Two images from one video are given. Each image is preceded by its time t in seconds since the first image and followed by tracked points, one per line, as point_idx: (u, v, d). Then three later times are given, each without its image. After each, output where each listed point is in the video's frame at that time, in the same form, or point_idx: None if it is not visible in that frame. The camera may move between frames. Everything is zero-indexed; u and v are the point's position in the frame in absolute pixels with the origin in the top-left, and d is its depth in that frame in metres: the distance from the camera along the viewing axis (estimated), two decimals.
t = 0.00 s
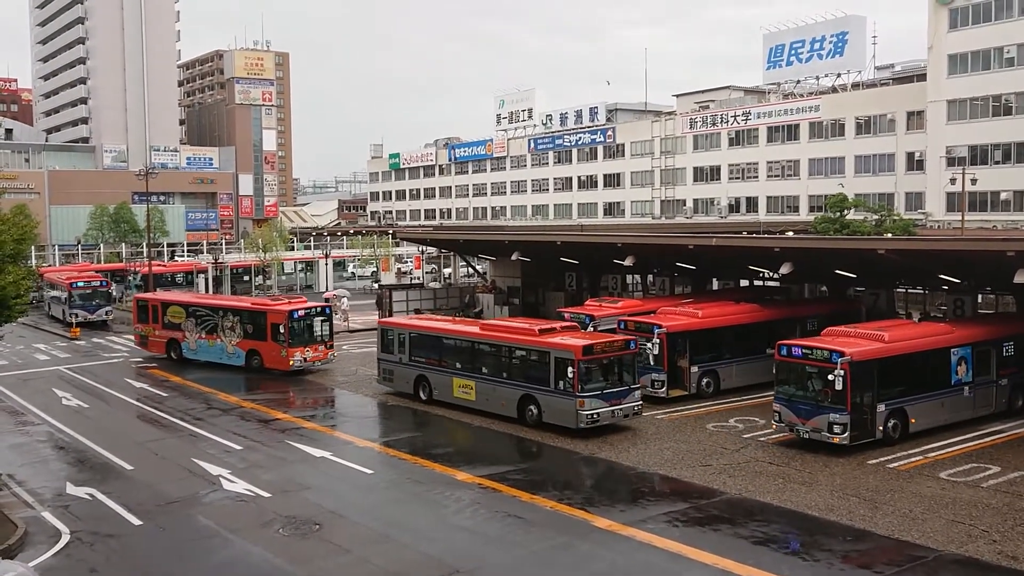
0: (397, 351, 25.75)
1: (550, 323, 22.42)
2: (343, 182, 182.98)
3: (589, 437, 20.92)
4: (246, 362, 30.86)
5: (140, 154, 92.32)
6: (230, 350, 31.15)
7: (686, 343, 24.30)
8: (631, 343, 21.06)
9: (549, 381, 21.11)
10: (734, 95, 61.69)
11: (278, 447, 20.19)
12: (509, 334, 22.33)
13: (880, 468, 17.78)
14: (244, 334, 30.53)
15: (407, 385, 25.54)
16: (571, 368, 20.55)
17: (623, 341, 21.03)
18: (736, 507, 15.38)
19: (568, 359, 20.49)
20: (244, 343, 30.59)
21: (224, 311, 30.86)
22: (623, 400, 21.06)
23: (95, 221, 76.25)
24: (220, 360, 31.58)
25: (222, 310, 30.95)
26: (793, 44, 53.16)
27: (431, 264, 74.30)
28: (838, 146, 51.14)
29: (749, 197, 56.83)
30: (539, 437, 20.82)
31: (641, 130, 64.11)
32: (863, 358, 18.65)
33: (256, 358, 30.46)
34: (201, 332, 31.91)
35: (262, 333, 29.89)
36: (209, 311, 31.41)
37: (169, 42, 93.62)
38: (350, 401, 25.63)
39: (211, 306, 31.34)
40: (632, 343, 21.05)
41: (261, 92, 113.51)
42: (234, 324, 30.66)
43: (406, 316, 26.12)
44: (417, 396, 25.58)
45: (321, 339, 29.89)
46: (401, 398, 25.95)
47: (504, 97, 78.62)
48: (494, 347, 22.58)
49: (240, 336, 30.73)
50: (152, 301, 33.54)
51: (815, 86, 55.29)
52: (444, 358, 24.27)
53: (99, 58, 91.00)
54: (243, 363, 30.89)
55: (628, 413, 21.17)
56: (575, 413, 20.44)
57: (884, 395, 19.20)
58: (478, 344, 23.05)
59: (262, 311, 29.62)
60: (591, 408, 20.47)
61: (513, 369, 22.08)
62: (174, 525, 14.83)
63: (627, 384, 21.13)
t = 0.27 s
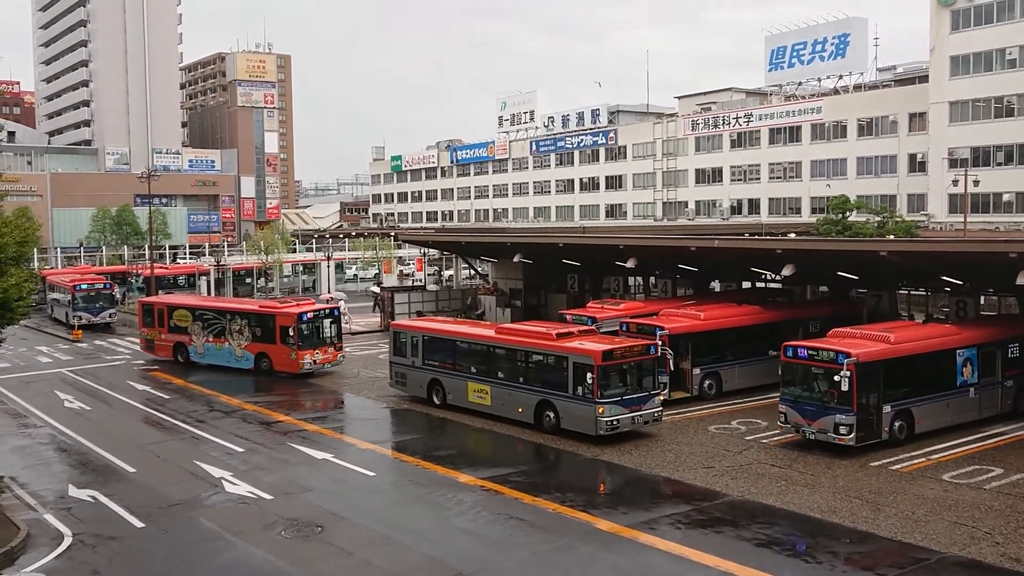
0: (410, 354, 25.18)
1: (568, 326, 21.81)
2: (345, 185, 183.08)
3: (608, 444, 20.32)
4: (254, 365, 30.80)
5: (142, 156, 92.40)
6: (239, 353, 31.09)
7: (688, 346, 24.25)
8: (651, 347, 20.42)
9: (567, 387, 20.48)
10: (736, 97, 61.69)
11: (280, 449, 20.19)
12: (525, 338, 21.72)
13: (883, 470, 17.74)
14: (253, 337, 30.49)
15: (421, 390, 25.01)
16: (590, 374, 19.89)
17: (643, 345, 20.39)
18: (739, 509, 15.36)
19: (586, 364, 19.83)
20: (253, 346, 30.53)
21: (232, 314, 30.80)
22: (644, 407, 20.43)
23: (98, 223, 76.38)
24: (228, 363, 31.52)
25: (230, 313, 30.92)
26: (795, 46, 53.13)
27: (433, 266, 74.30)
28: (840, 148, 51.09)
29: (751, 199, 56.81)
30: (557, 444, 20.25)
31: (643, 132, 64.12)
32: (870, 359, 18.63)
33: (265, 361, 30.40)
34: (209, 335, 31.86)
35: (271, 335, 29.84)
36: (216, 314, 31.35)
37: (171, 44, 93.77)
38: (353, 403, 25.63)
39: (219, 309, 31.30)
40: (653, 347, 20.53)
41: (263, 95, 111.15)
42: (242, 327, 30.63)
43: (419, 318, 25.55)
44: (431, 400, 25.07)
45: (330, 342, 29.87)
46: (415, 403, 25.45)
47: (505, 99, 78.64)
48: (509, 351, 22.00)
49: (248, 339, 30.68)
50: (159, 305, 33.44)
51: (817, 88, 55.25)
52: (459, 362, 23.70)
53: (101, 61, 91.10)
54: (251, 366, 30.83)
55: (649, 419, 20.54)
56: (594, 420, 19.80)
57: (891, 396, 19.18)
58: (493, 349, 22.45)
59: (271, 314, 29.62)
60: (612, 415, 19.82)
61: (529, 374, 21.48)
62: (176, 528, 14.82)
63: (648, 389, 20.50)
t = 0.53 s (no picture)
0: (422, 358, 24.88)
1: (584, 330, 21.44)
2: (345, 187, 183.12)
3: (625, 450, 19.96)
4: (262, 367, 30.78)
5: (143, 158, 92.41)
6: (246, 355, 31.09)
7: (689, 348, 24.27)
8: (671, 352, 20.06)
9: (584, 392, 20.12)
10: (737, 99, 61.71)
11: (281, 451, 20.19)
12: (541, 342, 21.35)
13: (884, 472, 17.72)
14: (260, 339, 30.47)
15: (434, 394, 24.69)
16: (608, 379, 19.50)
17: (663, 350, 20.01)
18: (740, 511, 15.35)
19: (605, 370, 19.46)
20: (260, 347, 30.51)
21: (240, 316, 30.78)
22: (662, 412, 20.07)
23: (99, 225, 76.43)
24: (235, 365, 31.51)
25: (237, 315, 30.91)
26: (796, 47, 53.14)
27: (434, 268, 74.29)
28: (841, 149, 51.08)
29: (752, 200, 56.81)
30: (573, 450, 19.89)
31: (644, 134, 64.13)
32: (874, 360, 18.64)
33: (273, 363, 30.38)
34: (215, 337, 31.82)
35: (279, 337, 29.84)
36: (224, 316, 31.31)
37: (172, 47, 93.86)
38: (354, 405, 25.64)
39: (226, 311, 31.26)
40: (671, 352, 20.02)
41: (264, 96, 111.02)
42: (249, 329, 30.62)
43: (431, 321, 25.25)
44: (443, 405, 24.73)
45: (339, 344, 29.92)
46: (427, 407, 25.13)
47: (506, 101, 78.71)
48: (525, 355, 21.64)
49: (256, 341, 30.67)
50: (165, 307, 33.38)
51: (817, 90, 55.27)
52: (473, 366, 23.34)
53: (103, 63, 91.12)
54: (259, 368, 30.81)
55: (668, 426, 20.18)
56: (612, 426, 19.43)
57: (894, 397, 19.20)
58: (508, 352, 22.09)
59: (279, 316, 29.64)
60: (630, 421, 19.46)
61: (545, 379, 21.12)
62: (177, 530, 14.82)
63: (666, 395, 20.14)
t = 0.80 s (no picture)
0: (435, 360, 24.47)
1: (603, 333, 20.98)
2: (346, 187, 183.11)
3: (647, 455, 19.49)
4: (269, 367, 30.62)
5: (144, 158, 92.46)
6: (253, 355, 30.93)
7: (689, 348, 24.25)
8: (692, 355, 19.60)
9: (604, 396, 19.66)
10: (738, 99, 61.71)
11: (282, 451, 20.19)
12: (559, 345, 20.90)
13: (884, 472, 17.71)
14: (268, 339, 30.32)
15: (447, 398, 24.24)
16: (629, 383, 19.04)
17: (684, 354, 19.56)
18: (741, 511, 15.35)
19: (626, 373, 19.00)
20: (268, 348, 30.39)
21: (247, 317, 30.64)
22: (684, 417, 19.59)
23: (99, 226, 76.46)
24: (241, 365, 31.33)
25: (245, 315, 30.74)
26: (796, 48, 53.13)
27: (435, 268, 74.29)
28: (842, 150, 51.05)
29: (752, 200, 56.78)
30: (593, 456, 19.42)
31: (645, 134, 64.11)
32: (878, 359, 18.70)
33: (280, 363, 30.26)
34: (221, 338, 31.63)
35: (288, 337, 29.76)
36: (230, 316, 31.16)
37: (173, 47, 93.90)
38: (355, 406, 25.62)
39: (233, 311, 31.08)
40: (693, 355, 19.59)
41: (265, 96, 113.41)
42: (257, 329, 30.46)
43: (444, 323, 24.83)
44: (456, 408, 24.28)
45: (347, 344, 29.87)
46: (441, 411, 24.67)
47: (507, 101, 78.77)
48: (543, 358, 21.19)
49: (263, 341, 30.52)
50: (170, 307, 33.15)
51: (818, 90, 55.24)
52: (488, 369, 22.88)
53: (103, 63, 91.12)
54: (266, 368, 30.65)
55: (690, 431, 19.70)
56: (633, 431, 18.96)
57: (899, 397, 19.22)
58: (525, 356, 21.63)
59: (288, 315, 29.53)
60: (652, 426, 18.99)
61: (563, 382, 20.66)
62: (177, 530, 14.82)
63: (688, 399, 19.66)
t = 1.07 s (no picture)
0: (449, 362, 23.93)
1: (623, 335, 20.41)
2: (346, 187, 183.15)
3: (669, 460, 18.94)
4: (276, 367, 30.54)
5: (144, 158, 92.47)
6: (260, 355, 30.83)
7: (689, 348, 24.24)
8: (715, 359, 19.04)
9: (624, 400, 19.12)
10: (738, 99, 61.71)
11: (282, 451, 20.20)
12: (577, 348, 20.35)
13: (884, 472, 17.71)
14: (275, 339, 30.26)
15: (461, 400, 23.68)
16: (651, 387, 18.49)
17: (706, 357, 19.01)
18: (741, 511, 15.35)
19: (647, 377, 18.45)
20: (275, 348, 30.29)
21: (254, 316, 30.55)
22: (707, 421, 19.02)
23: (99, 226, 76.47)
24: (248, 365, 31.21)
25: (251, 315, 30.64)
26: (797, 48, 53.13)
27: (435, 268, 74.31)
28: (842, 150, 51.05)
29: (753, 200, 56.78)
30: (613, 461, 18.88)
31: (645, 134, 64.10)
32: (883, 359, 18.70)
33: (288, 363, 30.17)
34: (228, 338, 31.51)
35: (295, 337, 29.69)
36: (237, 316, 31.05)
37: (173, 48, 93.91)
38: (355, 406, 25.59)
39: (240, 311, 30.99)
40: (716, 359, 19.03)
41: (265, 96, 113.57)
42: (264, 329, 30.39)
43: (458, 324, 24.29)
44: (471, 411, 23.74)
45: (355, 345, 29.88)
46: (454, 413, 24.16)
47: (507, 101, 78.80)
48: (560, 361, 20.64)
49: (270, 341, 30.46)
50: (175, 307, 32.97)
51: (818, 90, 55.24)
52: (503, 371, 22.34)
53: (103, 63, 91.11)
54: (273, 368, 30.56)
55: (712, 436, 19.14)
56: (656, 437, 18.40)
57: (903, 396, 19.23)
58: (542, 358, 21.07)
59: (295, 315, 29.54)
60: (674, 431, 18.43)
61: (582, 385, 20.10)
62: (177, 530, 14.83)
63: (711, 404, 19.10)
